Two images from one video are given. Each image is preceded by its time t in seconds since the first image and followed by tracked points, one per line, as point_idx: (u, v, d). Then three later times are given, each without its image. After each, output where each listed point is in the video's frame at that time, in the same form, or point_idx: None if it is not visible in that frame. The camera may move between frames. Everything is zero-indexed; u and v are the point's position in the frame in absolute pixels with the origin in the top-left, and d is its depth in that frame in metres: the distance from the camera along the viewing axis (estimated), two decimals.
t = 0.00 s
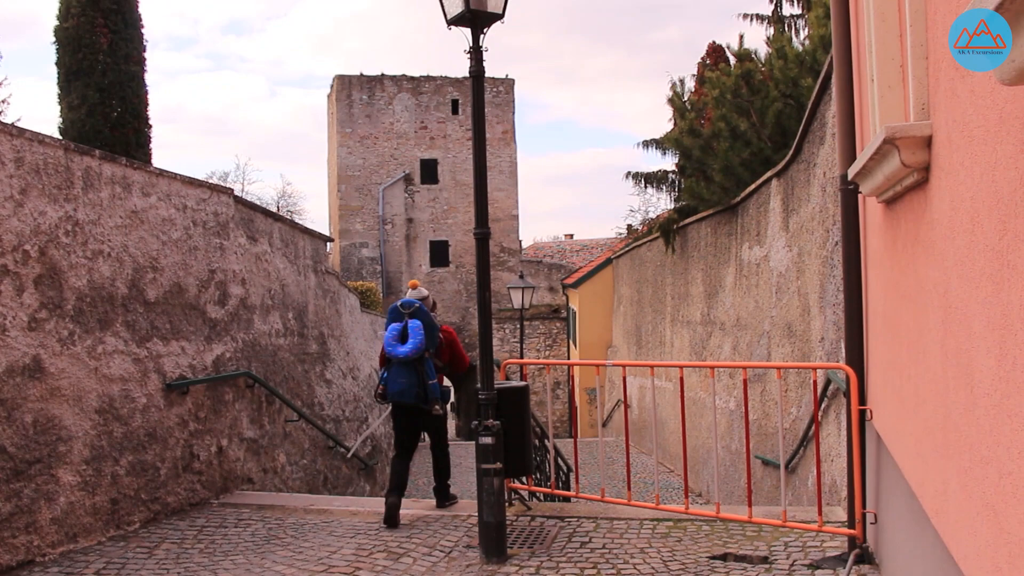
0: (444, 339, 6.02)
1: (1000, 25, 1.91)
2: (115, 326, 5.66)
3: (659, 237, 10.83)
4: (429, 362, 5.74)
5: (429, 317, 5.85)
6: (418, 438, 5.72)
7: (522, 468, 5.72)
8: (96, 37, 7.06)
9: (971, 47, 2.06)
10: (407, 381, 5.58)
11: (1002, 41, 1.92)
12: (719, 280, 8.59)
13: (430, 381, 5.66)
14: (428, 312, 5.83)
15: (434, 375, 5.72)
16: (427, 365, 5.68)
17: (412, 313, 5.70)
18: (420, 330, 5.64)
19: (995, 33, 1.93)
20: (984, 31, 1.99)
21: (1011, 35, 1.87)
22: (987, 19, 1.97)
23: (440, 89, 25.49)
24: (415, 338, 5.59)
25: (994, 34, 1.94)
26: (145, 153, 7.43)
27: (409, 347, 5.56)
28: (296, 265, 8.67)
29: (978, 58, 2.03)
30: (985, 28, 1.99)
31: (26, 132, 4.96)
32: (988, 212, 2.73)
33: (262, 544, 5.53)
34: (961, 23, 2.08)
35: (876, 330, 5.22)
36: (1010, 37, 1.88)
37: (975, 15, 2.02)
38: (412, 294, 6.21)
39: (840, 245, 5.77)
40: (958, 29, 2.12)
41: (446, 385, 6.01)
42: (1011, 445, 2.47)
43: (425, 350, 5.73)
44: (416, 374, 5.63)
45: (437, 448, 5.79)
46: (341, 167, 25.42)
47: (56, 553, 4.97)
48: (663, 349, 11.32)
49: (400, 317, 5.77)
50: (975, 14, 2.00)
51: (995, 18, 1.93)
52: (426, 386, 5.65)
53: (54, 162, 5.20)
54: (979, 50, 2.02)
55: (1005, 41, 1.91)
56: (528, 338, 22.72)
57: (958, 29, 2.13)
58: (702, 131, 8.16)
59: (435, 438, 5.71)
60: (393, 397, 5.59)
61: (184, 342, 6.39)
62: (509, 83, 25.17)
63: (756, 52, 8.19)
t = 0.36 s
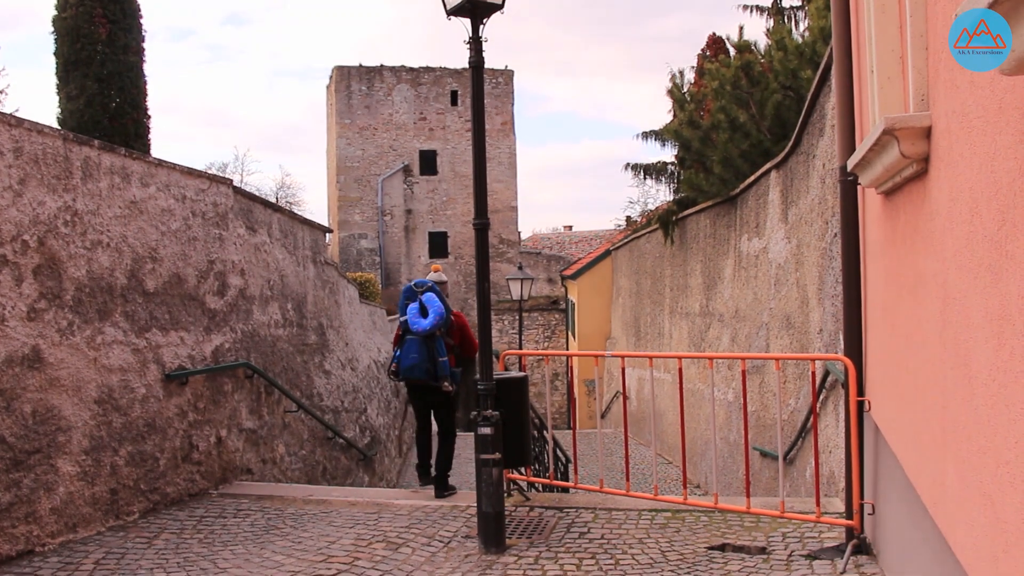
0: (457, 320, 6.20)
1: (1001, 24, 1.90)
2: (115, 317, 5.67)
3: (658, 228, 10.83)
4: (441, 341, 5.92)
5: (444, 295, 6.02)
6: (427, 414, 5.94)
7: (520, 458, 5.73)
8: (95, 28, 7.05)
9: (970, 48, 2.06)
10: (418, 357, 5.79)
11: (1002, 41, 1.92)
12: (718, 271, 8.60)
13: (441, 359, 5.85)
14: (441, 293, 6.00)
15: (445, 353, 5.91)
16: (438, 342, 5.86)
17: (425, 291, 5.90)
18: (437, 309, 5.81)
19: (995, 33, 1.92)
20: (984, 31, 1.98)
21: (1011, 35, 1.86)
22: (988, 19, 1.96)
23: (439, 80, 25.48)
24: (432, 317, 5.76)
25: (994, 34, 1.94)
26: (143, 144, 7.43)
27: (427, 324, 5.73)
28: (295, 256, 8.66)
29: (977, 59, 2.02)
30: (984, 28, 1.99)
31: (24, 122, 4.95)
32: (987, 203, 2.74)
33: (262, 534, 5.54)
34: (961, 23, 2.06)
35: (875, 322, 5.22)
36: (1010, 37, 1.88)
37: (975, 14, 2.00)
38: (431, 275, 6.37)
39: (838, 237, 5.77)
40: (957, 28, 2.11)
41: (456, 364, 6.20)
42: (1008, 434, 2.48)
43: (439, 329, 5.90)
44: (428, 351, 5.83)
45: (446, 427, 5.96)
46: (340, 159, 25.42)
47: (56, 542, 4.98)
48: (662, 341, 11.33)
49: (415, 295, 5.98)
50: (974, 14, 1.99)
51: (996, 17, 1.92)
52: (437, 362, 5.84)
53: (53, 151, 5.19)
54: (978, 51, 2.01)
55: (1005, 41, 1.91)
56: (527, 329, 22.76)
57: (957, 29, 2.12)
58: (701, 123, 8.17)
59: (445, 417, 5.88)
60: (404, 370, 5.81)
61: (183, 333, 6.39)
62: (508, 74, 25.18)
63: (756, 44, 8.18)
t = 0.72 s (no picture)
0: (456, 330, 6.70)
1: (1001, 24, 1.91)
2: (114, 309, 5.67)
3: (657, 221, 10.83)
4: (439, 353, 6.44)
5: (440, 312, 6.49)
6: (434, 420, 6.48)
7: (518, 450, 5.74)
8: (93, 19, 7.04)
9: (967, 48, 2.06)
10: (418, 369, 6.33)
11: (1002, 41, 1.92)
12: (717, 264, 8.60)
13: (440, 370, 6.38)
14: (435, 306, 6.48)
15: (444, 364, 6.42)
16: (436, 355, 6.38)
17: (423, 308, 6.41)
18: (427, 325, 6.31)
19: (995, 33, 1.92)
20: (984, 31, 1.97)
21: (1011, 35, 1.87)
22: (987, 18, 1.96)
23: (438, 73, 25.47)
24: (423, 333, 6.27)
25: (994, 34, 1.94)
26: (142, 136, 7.43)
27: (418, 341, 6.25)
28: (293, 248, 8.66)
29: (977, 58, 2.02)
30: (983, 25, 1.98)
31: (23, 113, 4.94)
32: (986, 194, 2.74)
33: (261, 526, 5.55)
34: (959, 24, 2.05)
35: (873, 314, 5.23)
36: (1010, 37, 1.88)
37: (974, 14, 2.00)
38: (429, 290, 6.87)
39: (836, 230, 5.78)
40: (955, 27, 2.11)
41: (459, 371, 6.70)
42: (1006, 424, 2.48)
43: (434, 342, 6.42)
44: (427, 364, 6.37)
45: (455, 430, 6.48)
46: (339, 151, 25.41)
47: (56, 534, 4.99)
48: (661, 334, 11.34)
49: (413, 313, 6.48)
50: (974, 14, 1.99)
51: (997, 16, 1.93)
52: (437, 373, 6.37)
53: (51, 143, 5.18)
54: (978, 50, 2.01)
55: (1005, 40, 1.91)
56: (525, 322, 22.77)
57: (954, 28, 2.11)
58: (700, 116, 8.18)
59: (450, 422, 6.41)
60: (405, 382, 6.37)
61: (182, 325, 6.39)
62: (508, 67, 25.18)
63: (755, 37, 8.20)
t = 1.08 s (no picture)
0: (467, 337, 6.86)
1: (1000, 24, 1.91)
2: (112, 302, 5.67)
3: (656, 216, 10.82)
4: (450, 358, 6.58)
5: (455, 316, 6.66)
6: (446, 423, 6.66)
7: (517, 443, 5.74)
8: (92, 12, 7.03)
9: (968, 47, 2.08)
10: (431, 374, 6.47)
11: (1002, 41, 1.93)
12: (715, 258, 8.61)
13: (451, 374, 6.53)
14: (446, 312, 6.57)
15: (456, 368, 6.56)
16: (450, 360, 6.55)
17: (435, 315, 6.51)
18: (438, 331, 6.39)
19: (994, 33, 1.93)
20: (984, 32, 1.98)
21: (1011, 36, 1.88)
22: (987, 18, 1.97)
23: (437, 67, 25.47)
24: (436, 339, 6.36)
25: (994, 34, 1.94)
26: (140, 129, 7.43)
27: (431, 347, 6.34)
28: (292, 242, 8.66)
29: (979, 56, 2.03)
30: (982, 25, 1.99)
31: (21, 106, 4.93)
32: (985, 188, 2.74)
33: (259, 520, 5.55)
34: (959, 24, 2.07)
35: (872, 309, 5.24)
36: (1010, 37, 1.89)
37: (974, 14, 2.01)
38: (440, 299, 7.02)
39: (835, 224, 5.77)
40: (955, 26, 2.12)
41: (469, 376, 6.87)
42: (1005, 417, 2.48)
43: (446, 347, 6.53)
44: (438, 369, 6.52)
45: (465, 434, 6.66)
46: (337, 145, 25.40)
47: (54, 527, 4.98)
48: (659, 329, 11.35)
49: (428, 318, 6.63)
50: (975, 14, 2.00)
51: (996, 17, 1.93)
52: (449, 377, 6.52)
53: (50, 136, 5.18)
54: (980, 49, 2.01)
55: (1005, 40, 1.91)
56: (524, 316, 22.78)
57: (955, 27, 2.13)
58: (700, 111, 8.19)
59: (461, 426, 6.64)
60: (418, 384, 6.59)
61: (180, 318, 6.39)
62: (506, 61, 25.18)
63: (753, 32, 8.22)
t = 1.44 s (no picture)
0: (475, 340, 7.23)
1: (1000, 23, 1.91)
2: (111, 298, 5.66)
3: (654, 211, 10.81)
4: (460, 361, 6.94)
5: (461, 320, 7.13)
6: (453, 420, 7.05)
7: (517, 438, 5.75)
8: (90, 8, 7.03)
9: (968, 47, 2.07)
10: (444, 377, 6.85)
11: (1002, 41, 1.92)
12: (714, 254, 8.62)
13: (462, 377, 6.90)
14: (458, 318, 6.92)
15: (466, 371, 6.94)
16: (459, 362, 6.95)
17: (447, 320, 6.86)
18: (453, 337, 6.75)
19: (994, 33, 1.92)
20: (984, 31, 1.98)
21: (1011, 36, 1.88)
22: (987, 18, 1.97)
23: (435, 62, 25.46)
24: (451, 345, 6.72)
25: (994, 34, 1.94)
26: (139, 125, 7.43)
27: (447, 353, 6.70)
28: (290, 237, 8.66)
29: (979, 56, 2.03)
30: (982, 26, 1.99)
31: (20, 101, 4.92)
32: (984, 183, 2.74)
33: (258, 515, 5.56)
34: (959, 24, 2.06)
35: (870, 305, 5.24)
36: (1010, 37, 1.89)
37: (974, 14, 2.01)
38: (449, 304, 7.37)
39: (834, 220, 5.78)
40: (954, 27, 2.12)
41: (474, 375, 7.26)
42: (1003, 411, 2.49)
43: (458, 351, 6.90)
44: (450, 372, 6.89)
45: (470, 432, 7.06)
46: (336, 140, 25.40)
47: (52, 523, 4.98)
48: (657, 324, 11.36)
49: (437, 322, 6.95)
50: (974, 13, 1.99)
51: (996, 17, 1.93)
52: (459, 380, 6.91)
53: (48, 131, 5.17)
54: (980, 49, 2.01)
55: (1005, 40, 1.91)
56: (522, 313, 22.78)
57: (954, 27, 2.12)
58: (698, 106, 8.19)
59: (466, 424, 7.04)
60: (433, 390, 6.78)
61: (179, 314, 6.38)
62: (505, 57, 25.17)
63: (752, 27, 8.18)
